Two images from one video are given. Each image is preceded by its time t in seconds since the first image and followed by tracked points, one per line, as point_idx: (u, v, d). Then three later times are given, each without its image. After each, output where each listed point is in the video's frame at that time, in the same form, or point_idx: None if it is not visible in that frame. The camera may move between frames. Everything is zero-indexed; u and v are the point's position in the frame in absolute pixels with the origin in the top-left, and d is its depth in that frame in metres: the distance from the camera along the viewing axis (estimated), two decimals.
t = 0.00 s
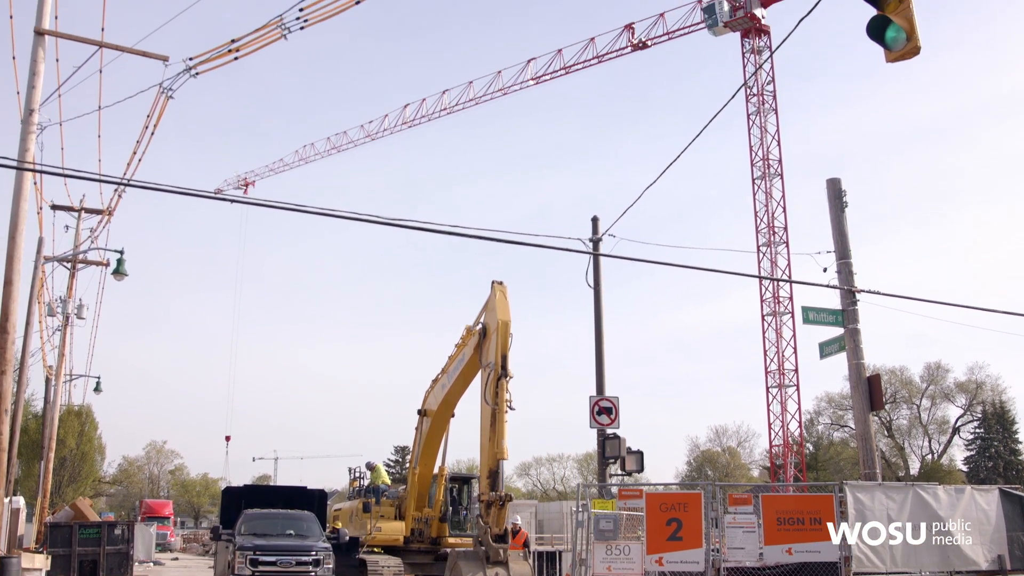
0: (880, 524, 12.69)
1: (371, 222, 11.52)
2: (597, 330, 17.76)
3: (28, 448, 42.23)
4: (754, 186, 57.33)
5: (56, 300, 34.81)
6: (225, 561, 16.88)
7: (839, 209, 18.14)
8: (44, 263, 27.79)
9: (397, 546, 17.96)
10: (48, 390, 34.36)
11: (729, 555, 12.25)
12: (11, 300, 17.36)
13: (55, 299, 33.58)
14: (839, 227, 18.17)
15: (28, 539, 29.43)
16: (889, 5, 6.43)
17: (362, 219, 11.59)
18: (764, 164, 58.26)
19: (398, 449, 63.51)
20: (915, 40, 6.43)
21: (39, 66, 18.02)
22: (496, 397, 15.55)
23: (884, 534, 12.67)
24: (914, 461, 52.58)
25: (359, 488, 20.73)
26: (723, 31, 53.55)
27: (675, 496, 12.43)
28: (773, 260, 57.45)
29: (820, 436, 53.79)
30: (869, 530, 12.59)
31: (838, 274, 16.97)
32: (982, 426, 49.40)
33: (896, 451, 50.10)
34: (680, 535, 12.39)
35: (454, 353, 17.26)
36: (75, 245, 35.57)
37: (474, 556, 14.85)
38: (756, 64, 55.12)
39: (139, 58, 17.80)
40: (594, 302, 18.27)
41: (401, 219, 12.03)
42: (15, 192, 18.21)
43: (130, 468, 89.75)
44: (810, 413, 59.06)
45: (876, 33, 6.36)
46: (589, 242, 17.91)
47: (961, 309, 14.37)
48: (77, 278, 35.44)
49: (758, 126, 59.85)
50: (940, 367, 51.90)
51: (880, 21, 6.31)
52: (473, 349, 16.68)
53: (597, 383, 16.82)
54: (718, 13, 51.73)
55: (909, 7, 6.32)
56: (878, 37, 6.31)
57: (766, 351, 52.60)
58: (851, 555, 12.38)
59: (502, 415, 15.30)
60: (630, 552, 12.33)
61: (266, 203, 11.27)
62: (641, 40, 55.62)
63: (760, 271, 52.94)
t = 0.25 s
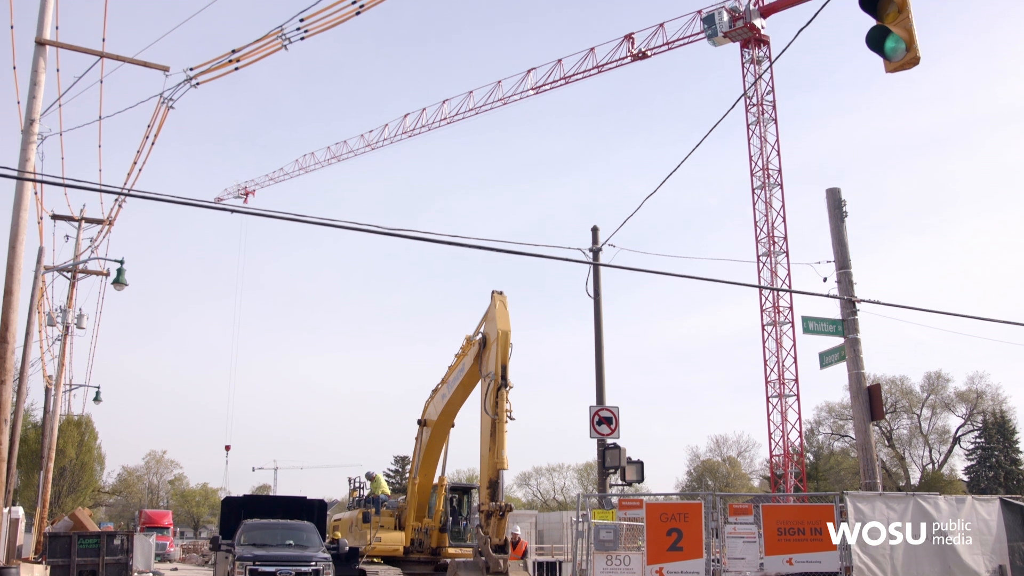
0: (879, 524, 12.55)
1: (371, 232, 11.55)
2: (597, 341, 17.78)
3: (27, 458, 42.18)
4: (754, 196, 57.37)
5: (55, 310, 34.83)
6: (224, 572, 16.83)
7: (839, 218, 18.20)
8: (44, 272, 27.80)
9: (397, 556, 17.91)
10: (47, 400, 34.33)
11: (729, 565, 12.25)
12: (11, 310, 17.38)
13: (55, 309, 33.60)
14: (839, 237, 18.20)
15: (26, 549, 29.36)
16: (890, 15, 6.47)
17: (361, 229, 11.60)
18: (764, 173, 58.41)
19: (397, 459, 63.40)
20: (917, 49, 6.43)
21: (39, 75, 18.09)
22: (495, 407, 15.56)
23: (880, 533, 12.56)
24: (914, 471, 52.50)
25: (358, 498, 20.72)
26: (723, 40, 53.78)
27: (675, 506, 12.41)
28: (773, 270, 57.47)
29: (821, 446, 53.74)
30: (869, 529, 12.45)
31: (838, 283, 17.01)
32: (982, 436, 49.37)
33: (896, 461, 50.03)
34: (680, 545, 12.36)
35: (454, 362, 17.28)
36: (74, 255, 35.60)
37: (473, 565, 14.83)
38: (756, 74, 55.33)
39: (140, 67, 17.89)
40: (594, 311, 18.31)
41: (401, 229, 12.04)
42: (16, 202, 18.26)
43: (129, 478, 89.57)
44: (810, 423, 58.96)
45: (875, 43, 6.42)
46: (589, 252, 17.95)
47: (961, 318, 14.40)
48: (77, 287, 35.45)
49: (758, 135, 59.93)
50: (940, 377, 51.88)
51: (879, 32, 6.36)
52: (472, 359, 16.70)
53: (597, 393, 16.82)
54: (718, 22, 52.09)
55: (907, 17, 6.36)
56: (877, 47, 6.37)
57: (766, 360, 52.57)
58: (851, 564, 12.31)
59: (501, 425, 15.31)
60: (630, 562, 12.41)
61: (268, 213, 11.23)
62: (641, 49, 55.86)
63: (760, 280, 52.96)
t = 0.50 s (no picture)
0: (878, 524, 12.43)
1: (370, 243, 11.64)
2: (597, 351, 17.79)
3: (26, 468, 42.13)
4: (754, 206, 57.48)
5: (55, 320, 34.85)
6: None
7: (839, 228, 18.25)
8: (44, 283, 27.83)
9: (397, 567, 17.86)
10: (47, 410, 34.30)
11: None
12: (11, 319, 17.42)
13: (55, 319, 33.62)
14: (839, 247, 18.25)
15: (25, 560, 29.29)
16: (889, 26, 6.53)
17: (360, 240, 11.68)
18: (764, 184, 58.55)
19: (397, 469, 63.29)
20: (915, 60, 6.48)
21: (41, 86, 18.19)
22: (496, 417, 15.57)
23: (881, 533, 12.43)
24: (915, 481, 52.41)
25: (358, 509, 20.72)
26: (722, 51, 54.09)
27: (676, 517, 12.41)
28: (773, 280, 57.51)
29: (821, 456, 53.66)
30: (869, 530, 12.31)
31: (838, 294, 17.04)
32: (983, 446, 49.30)
33: (897, 471, 49.93)
34: (680, 556, 12.35)
35: (454, 373, 17.29)
36: (74, 265, 35.65)
37: None
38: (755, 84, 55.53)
39: (140, 78, 17.98)
40: (594, 321, 18.34)
41: (400, 240, 12.12)
42: (16, 212, 18.33)
43: (128, 489, 89.40)
44: (811, 433, 58.91)
45: (874, 54, 6.46)
46: (589, 262, 18.00)
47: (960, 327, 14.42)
48: (77, 297, 35.49)
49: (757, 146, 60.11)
50: (940, 387, 51.86)
51: (879, 42, 6.41)
52: (472, 369, 16.71)
53: (597, 404, 16.84)
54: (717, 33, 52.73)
55: (907, 28, 6.41)
56: (877, 57, 6.42)
57: (766, 371, 52.54)
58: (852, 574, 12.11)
59: (501, 435, 15.31)
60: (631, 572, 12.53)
61: (268, 223, 11.24)
62: (641, 60, 56.16)
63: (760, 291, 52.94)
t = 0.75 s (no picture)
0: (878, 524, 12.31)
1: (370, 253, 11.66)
2: (597, 361, 17.81)
3: (25, 478, 42.11)
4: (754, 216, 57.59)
5: (55, 329, 34.87)
6: None
7: (839, 238, 18.30)
8: (44, 292, 27.85)
9: None
10: (46, 420, 34.28)
11: None
12: (11, 329, 17.43)
13: (55, 329, 33.64)
14: (838, 257, 18.29)
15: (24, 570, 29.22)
16: (889, 36, 6.55)
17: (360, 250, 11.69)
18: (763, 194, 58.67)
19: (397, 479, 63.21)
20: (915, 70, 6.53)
21: (42, 97, 18.28)
22: (496, 427, 15.58)
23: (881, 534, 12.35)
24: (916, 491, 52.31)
25: (357, 519, 20.71)
26: (722, 61, 54.34)
27: (676, 527, 12.43)
28: (773, 289, 57.55)
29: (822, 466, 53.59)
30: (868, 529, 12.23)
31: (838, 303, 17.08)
32: (984, 456, 49.25)
33: (897, 481, 49.85)
34: (681, 566, 12.34)
35: (454, 383, 17.30)
36: (74, 275, 35.68)
37: None
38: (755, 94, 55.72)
39: (141, 88, 18.07)
40: (594, 331, 18.37)
41: (399, 250, 12.14)
42: (17, 222, 18.39)
43: (128, 498, 89.28)
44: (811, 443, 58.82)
45: (873, 65, 6.53)
46: (589, 272, 18.03)
47: (959, 336, 14.46)
48: (77, 307, 35.50)
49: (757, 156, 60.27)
50: (941, 396, 51.84)
51: (877, 53, 6.48)
52: (473, 379, 16.73)
53: (597, 413, 16.85)
54: (717, 43, 53.10)
55: (906, 39, 6.43)
56: (875, 68, 6.49)
57: (766, 380, 52.53)
58: None
59: (501, 445, 15.31)
60: None
61: (268, 233, 11.23)
62: (640, 70, 56.46)
63: (760, 301, 52.95)
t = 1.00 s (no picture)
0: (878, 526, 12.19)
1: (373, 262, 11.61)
2: (597, 371, 17.83)
3: (24, 488, 42.08)
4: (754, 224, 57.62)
5: (55, 339, 34.89)
6: None
7: (839, 247, 18.34)
8: (44, 302, 27.89)
9: None
10: (45, 430, 34.24)
11: None
12: (10, 338, 17.45)
13: (55, 339, 33.67)
14: (838, 266, 18.32)
15: None
16: (887, 46, 6.57)
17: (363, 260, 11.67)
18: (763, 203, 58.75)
19: (397, 489, 63.09)
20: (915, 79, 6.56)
21: (42, 105, 18.40)
22: (496, 436, 15.59)
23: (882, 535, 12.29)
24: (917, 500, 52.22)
25: (357, 529, 20.68)
26: (722, 71, 54.51)
27: (676, 537, 12.41)
28: (773, 299, 57.52)
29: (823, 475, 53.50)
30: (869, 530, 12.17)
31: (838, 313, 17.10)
32: (984, 465, 49.18)
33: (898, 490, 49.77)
34: None
35: (454, 393, 17.31)
36: (74, 284, 35.75)
37: None
38: (754, 104, 55.86)
39: (141, 98, 18.13)
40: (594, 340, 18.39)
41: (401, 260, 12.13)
42: (16, 232, 18.43)
43: (127, 508, 89.17)
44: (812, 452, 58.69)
45: (872, 74, 6.58)
46: (589, 282, 18.07)
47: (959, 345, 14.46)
48: (77, 316, 35.54)
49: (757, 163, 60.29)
50: (941, 405, 51.80)
51: (876, 63, 6.52)
52: (473, 389, 16.75)
53: (597, 423, 16.87)
54: (717, 53, 53.25)
55: (905, 48, 6.46)
56: (875, 77, 6.54)
57: (766, 390, 52.61)
58: None
59: (501, 455, 15.32)
60: None
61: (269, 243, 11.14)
62: (640, 80, 56.69)
63: (759, 311, 52.96)
